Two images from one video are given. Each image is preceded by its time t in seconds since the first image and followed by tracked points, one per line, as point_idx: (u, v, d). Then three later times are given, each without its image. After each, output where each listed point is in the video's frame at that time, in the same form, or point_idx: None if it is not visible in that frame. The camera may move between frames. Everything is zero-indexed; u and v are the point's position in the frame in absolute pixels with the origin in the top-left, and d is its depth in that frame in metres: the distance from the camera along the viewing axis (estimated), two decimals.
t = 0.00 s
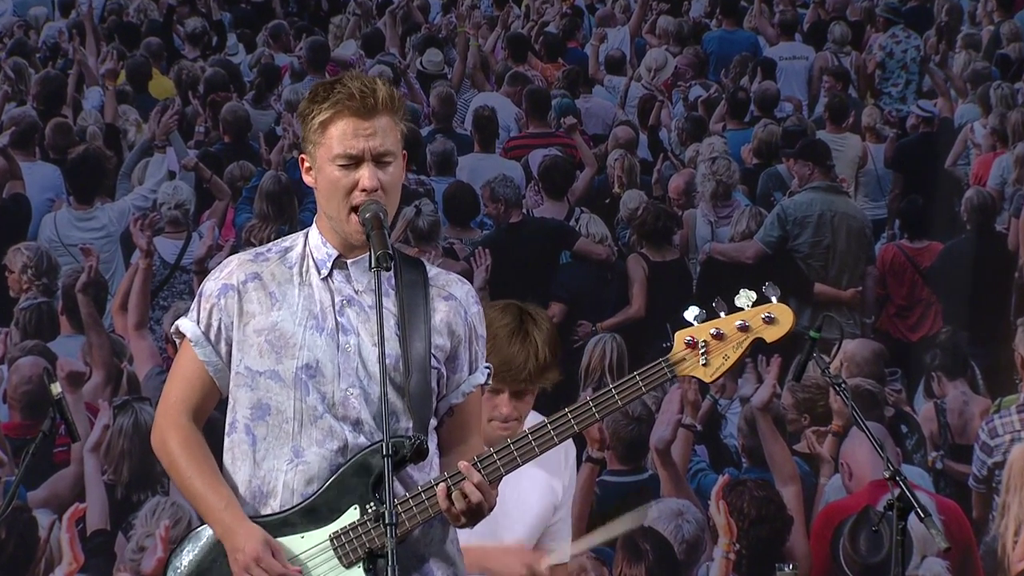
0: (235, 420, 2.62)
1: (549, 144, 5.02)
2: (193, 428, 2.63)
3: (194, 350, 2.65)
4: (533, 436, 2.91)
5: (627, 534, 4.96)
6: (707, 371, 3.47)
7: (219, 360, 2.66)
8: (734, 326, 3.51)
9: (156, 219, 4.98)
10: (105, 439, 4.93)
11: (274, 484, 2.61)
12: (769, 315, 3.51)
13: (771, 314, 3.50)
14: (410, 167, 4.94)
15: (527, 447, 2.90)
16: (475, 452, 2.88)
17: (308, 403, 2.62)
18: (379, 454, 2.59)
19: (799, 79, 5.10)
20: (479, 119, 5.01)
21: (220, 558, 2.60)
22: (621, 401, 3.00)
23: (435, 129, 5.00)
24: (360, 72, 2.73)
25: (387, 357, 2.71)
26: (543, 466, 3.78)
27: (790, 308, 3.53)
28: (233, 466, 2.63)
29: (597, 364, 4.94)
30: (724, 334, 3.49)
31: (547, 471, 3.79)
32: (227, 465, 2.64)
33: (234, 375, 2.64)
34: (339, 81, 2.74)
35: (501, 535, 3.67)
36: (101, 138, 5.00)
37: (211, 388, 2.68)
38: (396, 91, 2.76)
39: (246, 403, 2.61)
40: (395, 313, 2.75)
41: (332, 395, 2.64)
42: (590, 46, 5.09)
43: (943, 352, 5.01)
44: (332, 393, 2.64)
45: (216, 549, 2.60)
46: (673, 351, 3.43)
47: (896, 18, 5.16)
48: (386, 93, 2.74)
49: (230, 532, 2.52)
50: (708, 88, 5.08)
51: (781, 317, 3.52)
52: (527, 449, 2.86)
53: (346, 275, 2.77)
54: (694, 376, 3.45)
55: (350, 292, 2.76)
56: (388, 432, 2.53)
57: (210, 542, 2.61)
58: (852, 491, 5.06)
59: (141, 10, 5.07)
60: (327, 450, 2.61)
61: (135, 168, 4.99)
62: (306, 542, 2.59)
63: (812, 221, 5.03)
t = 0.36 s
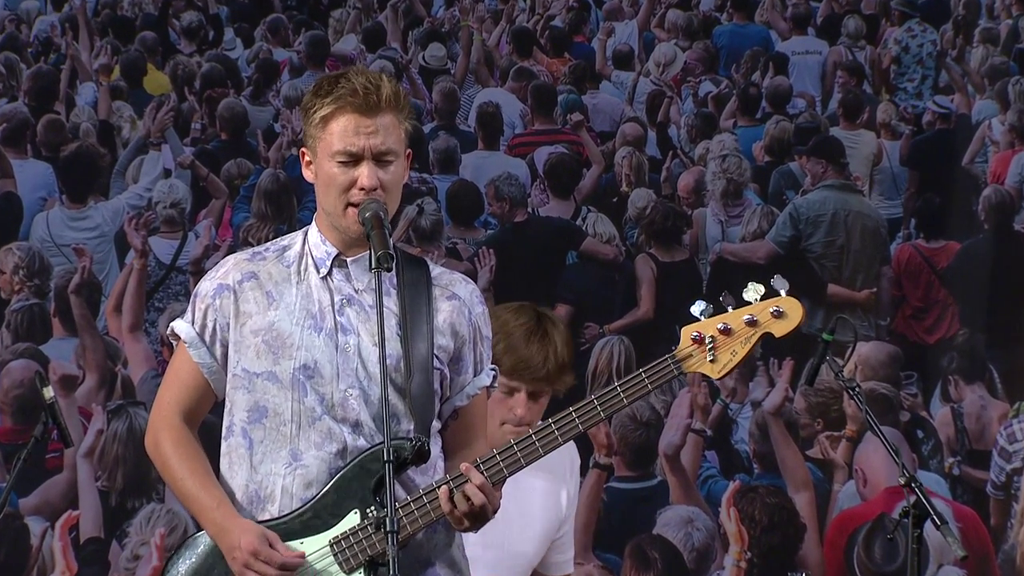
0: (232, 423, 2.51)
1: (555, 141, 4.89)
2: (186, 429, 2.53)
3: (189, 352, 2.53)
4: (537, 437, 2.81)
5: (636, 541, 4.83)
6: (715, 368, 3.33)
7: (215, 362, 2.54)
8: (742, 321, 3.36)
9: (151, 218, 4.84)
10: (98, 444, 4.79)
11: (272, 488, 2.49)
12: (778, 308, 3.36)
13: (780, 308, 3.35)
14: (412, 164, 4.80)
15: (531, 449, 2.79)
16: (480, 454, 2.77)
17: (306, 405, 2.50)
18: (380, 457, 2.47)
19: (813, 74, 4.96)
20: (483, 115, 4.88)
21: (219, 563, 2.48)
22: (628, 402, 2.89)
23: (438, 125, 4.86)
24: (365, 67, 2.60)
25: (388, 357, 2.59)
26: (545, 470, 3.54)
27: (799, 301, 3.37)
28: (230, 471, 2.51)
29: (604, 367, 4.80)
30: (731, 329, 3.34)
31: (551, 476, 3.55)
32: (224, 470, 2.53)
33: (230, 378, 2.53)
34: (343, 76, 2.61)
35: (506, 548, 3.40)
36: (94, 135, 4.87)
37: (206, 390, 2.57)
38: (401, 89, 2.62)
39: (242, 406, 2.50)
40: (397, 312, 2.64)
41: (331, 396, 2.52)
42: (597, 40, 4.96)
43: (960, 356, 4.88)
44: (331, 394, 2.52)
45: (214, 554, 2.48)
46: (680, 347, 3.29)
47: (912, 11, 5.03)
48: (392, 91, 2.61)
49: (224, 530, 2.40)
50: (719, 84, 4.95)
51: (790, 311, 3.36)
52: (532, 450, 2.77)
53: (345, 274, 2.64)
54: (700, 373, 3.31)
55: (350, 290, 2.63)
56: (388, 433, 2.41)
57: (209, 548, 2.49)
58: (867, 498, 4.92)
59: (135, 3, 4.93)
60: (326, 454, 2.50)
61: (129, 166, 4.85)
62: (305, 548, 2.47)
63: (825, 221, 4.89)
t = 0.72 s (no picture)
0: (233, 435, 2.42)
1: (564, 143, 4.76)
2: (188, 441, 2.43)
3: (189, 361, 2.44)
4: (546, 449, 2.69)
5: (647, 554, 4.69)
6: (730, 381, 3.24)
7: (216, 372, 2.45)
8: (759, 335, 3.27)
9: (148, 222, 4.71)
10: (94, 454, 4.66)
11: (273, 502, 2.41)
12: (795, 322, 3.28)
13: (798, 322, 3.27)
14: (416, 167, 4.68)
15: (540, 463, 2.68)
16: (488, 468, 2.65)
17: (310, 417, 2.41)
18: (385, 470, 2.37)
19: (829, 73, 4.82)
20: (489, 116, 4.75)
21: None
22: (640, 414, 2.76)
23: (443, 127, 4.74)
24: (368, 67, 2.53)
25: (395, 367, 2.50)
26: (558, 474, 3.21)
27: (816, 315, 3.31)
28: (232, 484, 2.43)
29: (614, 374, 4.67)
30: (747, 342, 3.25)
31: (561, 481, 3.22)
32: (225, 482, 2.45)
33: (231, 389, 2.44)
34: (346, 77, 2.53)
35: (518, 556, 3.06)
36: (89, 137, 4.73)
37: (207, 400, 2.47)
38: (406, 89, 2.54)
39: (243, 417, 2.41)
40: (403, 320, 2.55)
41: (335, 408, 2.43)
42: (607, 39, 4.81)
43: (981, 364, 4.73)
44: (335, 406, 2.43)
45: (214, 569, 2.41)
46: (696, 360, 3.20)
47: (932, 9, 4.87)
48: (396, 91, 2.52)
49: (227, 545, 2.32)
50: (733, 84, 4.81)
51: (808, 325, 3.29)
52: (541, 465, 2.65)
53: (351, 280, 2.55)
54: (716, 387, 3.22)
55: (356, 298, 2.54)
56: (394, 447, 2.32)
57: (208, 562, 2.42)
58: (885, 510, 4.76)
59: (132, 1, 4.79)
60: (330, 467, 2.41)
61: (126, 169, 4.72)
62: (308, 564, 2.38)
63: (842, 225, 4.75)
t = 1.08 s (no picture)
0: (231, 453, 2.32)
1: (572, 153, 4.63)
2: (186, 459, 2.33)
3: (186, 376, 2.33)
4: (555, 470, 2.64)
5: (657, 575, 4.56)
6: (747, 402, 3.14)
7: (214, 388, 2.34)
8: (776, 355, 3.15)
9: (144, 234, 4.59)
10: (89, 472, 4.52)
11: (272, 522, 2.30)
12: (813, 341, 3.15)
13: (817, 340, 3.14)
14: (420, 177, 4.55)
15: (550, 484, 2.62)
16: (493, 489, 2.58)
17: (311, 435, 2.31)
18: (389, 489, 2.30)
19: (843, 80, 4.70)
20: (495, 125, 4.62)
21: None
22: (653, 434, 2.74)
23: (448, 136, 4.61)
24: (377, 73, 2.44)
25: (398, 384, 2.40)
26: (558, 496, 3.31)
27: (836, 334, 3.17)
28: (229, 503, 2.32)
29: (623, 390, 4.54)
30: (764, 362, 3.14)
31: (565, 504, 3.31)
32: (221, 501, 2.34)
33: (229, 405, 2.33)
34: (353, 82, 2.44)
35: None
36: (85, 147, 4.61)
37: (205, 416, 2.36)
38: (415, 97, 2.45)
39: (242, 435, 2.31)
40: (406, 336, 2.45)
41: (337, 426, 2.33)
42: (616, 46, 4.69)
43: (1000, 379, 4.59)
44: (337, 423, 2.33)
45: None
46: (710, 379, 3.11)
47: (949, 16, 4.74)
48: (405, 98, 2.44)
49: (227, 568, 2.24)
50: (745, 92, 4.69)
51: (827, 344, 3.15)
52: (550, 486, 2.61)
53: (352, 295, 2.45)
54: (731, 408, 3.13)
55: (357, 313, 2.44)
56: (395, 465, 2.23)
57: None
58: (901, 530, 4.64)
59: (128, 8, 4.68)
60: (332, 487, 2.31)
61: (121, 179, 4.59)
62: None
63: (857, 236, 4.64)
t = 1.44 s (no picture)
0: (232, 460, 2.32)
1: (582, 154, 4.52)
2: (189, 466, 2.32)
3: (188, 381, 2.33)
4: (563, 479, 2.65)
5: None
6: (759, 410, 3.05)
7: (218, 394, 2.34)
8: (788, 360, 3.06)
9: (144, 238, 4.47)
10: (87, 482, 4.40)
11: (272, 532, 2.29)
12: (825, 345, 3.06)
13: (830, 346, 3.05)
14: (426, 179, 4.45)
15: (556, 493, 2.64)
16: (500, 497, 2.58)
17: (313, 443, 2.31)
18: (390, 500, 2.30)
19: (861, 80, 4.58)
20: (504, 125, 4.50)
21: None
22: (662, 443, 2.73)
23: (455, 137, 4.49)
24: (372, 72, 2.39)
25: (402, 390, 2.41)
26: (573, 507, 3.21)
27: (851, 338, 3.07)
28: (230, 511, 2.32)
29: (635, 398, 4.44)
30: (776, 367, 3.05)
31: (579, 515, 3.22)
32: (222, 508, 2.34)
33: (230, 412, 2.33)
34: (347, 82, 2.39)
35: None
36: (82, 148, 4.49)
37: (207, 421, 2.36)
38: (412, 94, 2.40)
39: (243, 442, 2.31)
40: (410, 342, 2.45)
41: (340, 434, 2.33)
42: (628, 44, 4.57)
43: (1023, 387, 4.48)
44: (339, 431, 2.33)
45: None
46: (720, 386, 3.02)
47: (970, 13, 4.63)
48: (402, 96, 2.39)
49: None
50: (760, 92, 4.57)
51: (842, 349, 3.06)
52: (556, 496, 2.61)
53: (355, 299, 2.45)
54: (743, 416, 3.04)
55: (361, 317, 2.44)
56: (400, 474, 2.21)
57: None
58: (921, 542, 4.52)
59: (127, 5, 4.56)
60: (333, 496, 2.31)
61: (120, 181, 4.48)
62: None
63: (875, 239, 4.52)
